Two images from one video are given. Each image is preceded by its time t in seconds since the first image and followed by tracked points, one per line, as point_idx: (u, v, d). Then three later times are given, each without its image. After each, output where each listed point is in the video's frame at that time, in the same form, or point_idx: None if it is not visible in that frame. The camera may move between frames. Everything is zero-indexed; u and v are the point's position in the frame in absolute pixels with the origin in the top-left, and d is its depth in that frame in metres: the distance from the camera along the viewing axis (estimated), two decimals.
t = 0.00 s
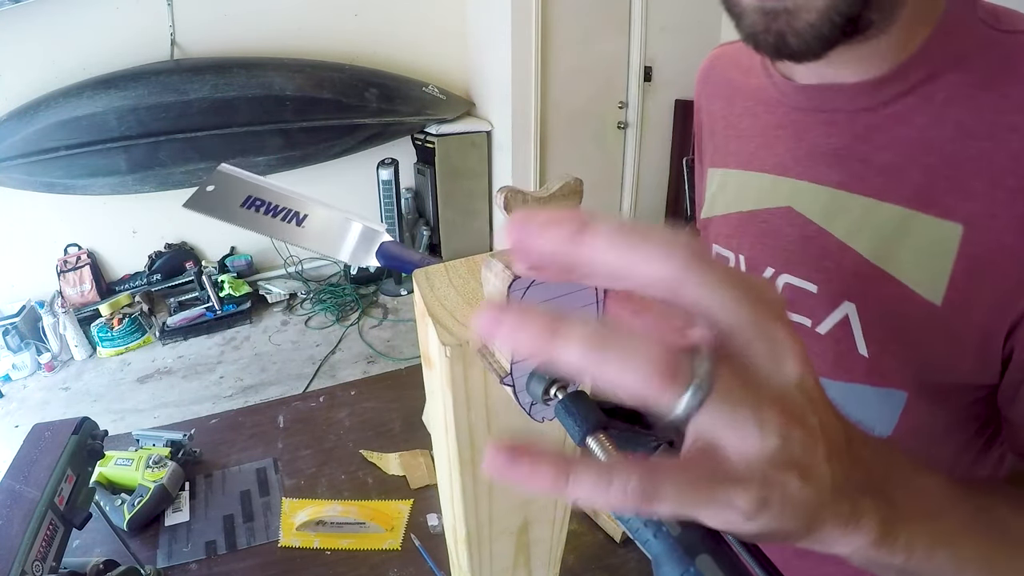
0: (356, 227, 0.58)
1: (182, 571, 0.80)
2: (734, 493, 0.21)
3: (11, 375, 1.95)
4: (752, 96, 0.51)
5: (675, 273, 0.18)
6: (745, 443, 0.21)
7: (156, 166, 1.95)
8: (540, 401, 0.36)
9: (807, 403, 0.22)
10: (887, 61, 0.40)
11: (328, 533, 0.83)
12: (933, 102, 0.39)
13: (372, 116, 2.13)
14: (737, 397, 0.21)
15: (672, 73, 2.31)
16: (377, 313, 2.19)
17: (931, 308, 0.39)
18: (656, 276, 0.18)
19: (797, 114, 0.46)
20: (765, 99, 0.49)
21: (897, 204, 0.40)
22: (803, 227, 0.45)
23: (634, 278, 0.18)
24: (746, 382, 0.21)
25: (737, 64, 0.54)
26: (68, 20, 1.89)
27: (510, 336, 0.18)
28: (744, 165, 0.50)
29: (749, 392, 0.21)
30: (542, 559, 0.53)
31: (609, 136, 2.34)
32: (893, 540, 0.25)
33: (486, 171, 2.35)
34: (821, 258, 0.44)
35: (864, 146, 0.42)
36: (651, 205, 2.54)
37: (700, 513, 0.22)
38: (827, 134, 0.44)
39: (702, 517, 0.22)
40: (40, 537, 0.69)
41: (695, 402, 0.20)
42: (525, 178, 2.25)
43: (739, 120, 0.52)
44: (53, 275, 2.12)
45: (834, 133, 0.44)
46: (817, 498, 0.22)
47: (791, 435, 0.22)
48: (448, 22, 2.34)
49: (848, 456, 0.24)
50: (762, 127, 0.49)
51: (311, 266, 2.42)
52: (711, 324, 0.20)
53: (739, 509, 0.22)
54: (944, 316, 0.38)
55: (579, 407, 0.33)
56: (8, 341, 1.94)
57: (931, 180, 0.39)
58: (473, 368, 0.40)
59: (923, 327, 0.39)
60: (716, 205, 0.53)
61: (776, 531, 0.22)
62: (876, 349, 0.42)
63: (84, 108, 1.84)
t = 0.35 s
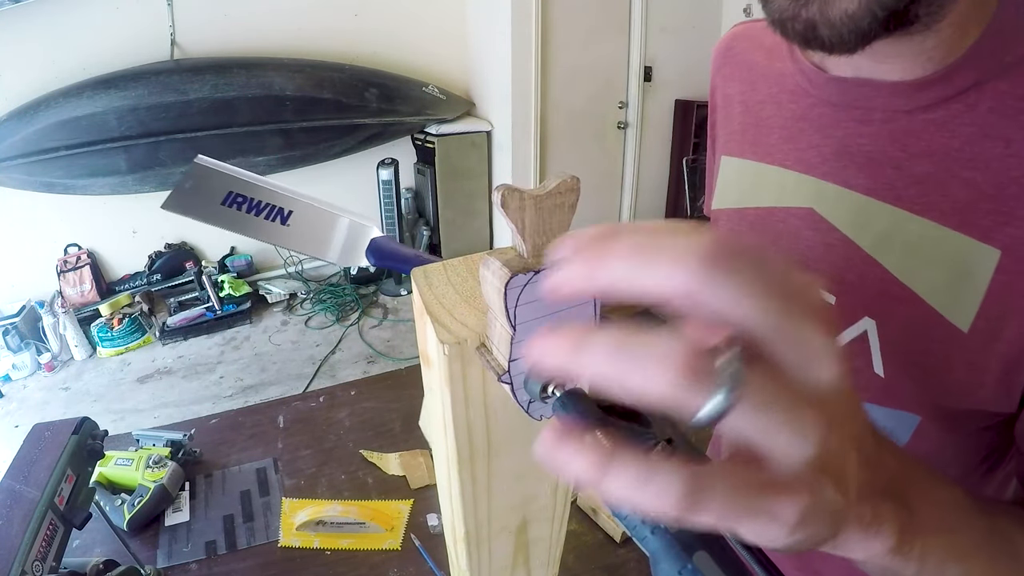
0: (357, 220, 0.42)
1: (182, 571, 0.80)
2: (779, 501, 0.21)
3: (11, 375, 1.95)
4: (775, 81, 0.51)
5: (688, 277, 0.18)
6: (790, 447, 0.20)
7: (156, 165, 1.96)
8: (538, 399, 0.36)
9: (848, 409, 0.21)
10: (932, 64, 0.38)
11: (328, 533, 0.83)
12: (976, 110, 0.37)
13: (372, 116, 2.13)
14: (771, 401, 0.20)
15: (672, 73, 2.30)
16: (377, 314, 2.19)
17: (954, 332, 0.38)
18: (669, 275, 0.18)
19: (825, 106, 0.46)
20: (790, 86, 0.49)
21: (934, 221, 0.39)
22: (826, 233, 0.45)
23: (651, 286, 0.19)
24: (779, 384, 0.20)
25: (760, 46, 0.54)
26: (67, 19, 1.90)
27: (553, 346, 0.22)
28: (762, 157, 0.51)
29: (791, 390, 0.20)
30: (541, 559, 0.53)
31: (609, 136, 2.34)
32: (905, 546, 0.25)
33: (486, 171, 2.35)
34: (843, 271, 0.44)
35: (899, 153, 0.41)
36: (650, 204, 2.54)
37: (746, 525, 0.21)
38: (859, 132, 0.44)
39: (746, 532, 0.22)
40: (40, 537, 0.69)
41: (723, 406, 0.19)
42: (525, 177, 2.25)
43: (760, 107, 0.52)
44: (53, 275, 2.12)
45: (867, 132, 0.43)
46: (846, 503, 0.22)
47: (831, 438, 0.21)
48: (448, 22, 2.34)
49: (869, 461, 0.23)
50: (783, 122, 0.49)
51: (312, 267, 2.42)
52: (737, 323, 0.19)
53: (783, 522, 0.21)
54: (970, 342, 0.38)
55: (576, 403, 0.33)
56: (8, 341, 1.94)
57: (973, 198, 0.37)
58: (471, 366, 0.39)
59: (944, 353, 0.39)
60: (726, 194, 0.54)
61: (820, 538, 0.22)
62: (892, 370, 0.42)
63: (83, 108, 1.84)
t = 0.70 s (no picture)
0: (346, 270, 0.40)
1: (182, 571, 0.80)
2: (758, 488, 0.21)
3: (11, 375, 1.95)
4: (780, 79, 0.50)
5: (656, 321, 0.19)
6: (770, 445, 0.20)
7: (156, 165, 1.96)
8: (537, 399, 0.36)
9: (822, 401, 0.21)
10: (945, 63, 0.38)
11: (328, 533, 0.83)
12: (993, 111, 0.37)
13: (371, 116, 2.13)
14: (742, 404, 0.20)
15: (672, 73, 2.30)
16: (377, 314, 2.19)
17: (966, 344, 0.38)
18: (636, 317, 0.20)
19: (831, 106, 0.46)
20: (795, 83, 0.49)
21: (945, 228, 0.39)
22: (832, 237, 0.45)
23: (620, 327, 0.20)
24: (747, 387, 0.20)
25: (761, 41, 0.54)
26: (67, 19, 1.90)
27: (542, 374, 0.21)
28: (765, 157, 0.51)
29: (757, 392, 0.20)
30: (542, 559, 0.53)
31: (609, 136, 2.34)
32: (887, 516, 0.25)
33: (486, 171, 2.35)
34: (849, 277, 0.44)
35: (912, 157, 0.41)
36: (650, 204, 2.54)
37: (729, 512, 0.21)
38: (867, 131, 0.43)
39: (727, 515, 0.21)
40: (39, 537, 0.69)
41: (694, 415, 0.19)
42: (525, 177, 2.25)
43: (762, 104, 0.51)
44: (53, 275, 2.12)
45: (875, 135, 0.43)
46: (824, 481, 0.22)
47: (805, 430, 0.21)
48: (449, 22, 2.34)
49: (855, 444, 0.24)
50: (788, 120, 0.49)
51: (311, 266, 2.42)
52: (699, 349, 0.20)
53: (762, 504, 0.21)
54: (982, 353, 0.37)
55: (576, 405, 0.33)
56: (8, 341, 1.94)
57: (988, 204, 0.37)
58: (471, 366, 0.39)
59: (953, 364, 0.38)
60: (726, 196, 0.54)
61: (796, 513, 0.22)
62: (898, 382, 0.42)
63: (83, 108, 1.84)
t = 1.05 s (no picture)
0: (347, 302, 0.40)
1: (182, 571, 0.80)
2: (767, 495, 0.24)
3: (11, 375, 1.96)
4: (778, 83, 0.50)
5: (714, 312, 0.21)
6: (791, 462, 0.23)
7: (156, 166, 1.96)
8: (537, 399, 0.37)
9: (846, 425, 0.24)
10: (945, 70, 0.38)
11: (328, 533, 0.83)
12: (992, 117, 0.38)
13: (372, 116, 2.13)
14: (777, 420, 0.23)
15: (672, 73, 2.30)
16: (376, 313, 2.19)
17: (966, 349, 0.39)
18: (698, 312, 0.22)
19: (830, 112, 0.46)
20: (793, 88, 0.49)
21: (944, 234, 0.39)
22: (832, 242, 0.46)
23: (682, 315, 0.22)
24: (785, 404, 0.23)
25: (757, 45, 0.54)
26: (67, 19, 1.90)
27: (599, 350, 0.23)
28: (761, 161, 0.51)
29: (792, 408, 0.23)
30: (541, 559, 0.53)
31: (609, 136, 2.35)
32: (860, 525, 0.30)
33: (486, 171, 2.35)
34: (848, 283, 0.44)
35: (911, 163, 0.41)
36: (650, 204, 2.54)
37: (737, 512, 0.24)
38: (867, 138, 0.44)
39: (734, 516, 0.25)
40: (40, 537, 0.69)
41: (733, 420, 0.22)
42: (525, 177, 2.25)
43: (759, 109, 0.51)
44: (53, 276, 2.12)
45: (875, 141, 0.43)
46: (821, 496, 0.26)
47: (828, 453, 0.23)
48: (449, 22, 2.34)
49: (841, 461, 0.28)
50: (787, 125, 0.49)
51: (311, 266, 2.42)
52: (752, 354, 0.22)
53: (769, 512, 0.24)
54: (983, 358, 0.38)
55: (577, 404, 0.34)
56: (8, 341, 1.93)
57: (987, 210, 0.38)
58: (471, 366, 0.39)
59: (953, 369, 0.40)
60: (723, 200, 0.54)
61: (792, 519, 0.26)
62: (898, 386, 0.43)
63: (83, 108, 1.83)
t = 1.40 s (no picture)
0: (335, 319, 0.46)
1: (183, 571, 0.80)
2: (726, 487, 0.25)
3: (11, 375, 1.96)
4: (769, 81, 0.50)
5: (674, 329, 0.23)
6: (752, 467, 0.24)
7: (156, 165, 1.97)
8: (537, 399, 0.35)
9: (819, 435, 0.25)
10: (934, 64, 0.39)
11: (328, 533, 0.83)
12: (982, 110, 0.38)
13: (371, 116, 2.13)
14: (737, 421, 0.24)
15: (672, 73, 2.30)
16: (377, 313, 2.19)
17: (961, 340, 0.39)
18: (655, 332, 0.23)
19: (823, 109, 0.46)
20: (783, 87, 0.49)
21: (935, 226, 0.40)
22: (827, 238, 0.46)
23: (640, 329, 0.24)
24: (749, 411, 0.24)
25: (747, 46, 0.54)
26: (68, 20, 1.90)
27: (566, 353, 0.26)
28: (755, 160, 0.51)
29: (754, 414, 0.24)
30: (541, 559, 0.53)
31: (609, 137, 2.35)
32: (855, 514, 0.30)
33: (486, 171, 2.35)
34: (844, 278, 0.45)
35: (902, 156, 0.41)
36: (650, 205, 2.55)
37: (692, 490, 0.26)
38: (859, 134, 0.44)
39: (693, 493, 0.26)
40: (40, 537, 0.69)
41: (691, 423, 0.24)
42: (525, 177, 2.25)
43: (751, 108, 0.51)
44: (53, 276, 2.12)
45: (867, 136, 0.43)
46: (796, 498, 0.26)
47: (793, 455, 0.24)
48: (450, 23, 2.34)
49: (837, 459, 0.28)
50: (777, 124, 0.49)
51: (312, 267, 2.43)
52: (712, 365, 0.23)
53: (724, 498, 0.26)
54: (977, 348, 0.38)
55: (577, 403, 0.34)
56: (8, 341, 1.94)
57: (980, 202, 0.38)
58: (471, 365, 0.39)
59: (949, 361, 0.40)
60: (716, 198, 0.55)
61: (761, 513, 0.27)
62: (895, 381, 0.43)
63: (83, 108, 1.83)
